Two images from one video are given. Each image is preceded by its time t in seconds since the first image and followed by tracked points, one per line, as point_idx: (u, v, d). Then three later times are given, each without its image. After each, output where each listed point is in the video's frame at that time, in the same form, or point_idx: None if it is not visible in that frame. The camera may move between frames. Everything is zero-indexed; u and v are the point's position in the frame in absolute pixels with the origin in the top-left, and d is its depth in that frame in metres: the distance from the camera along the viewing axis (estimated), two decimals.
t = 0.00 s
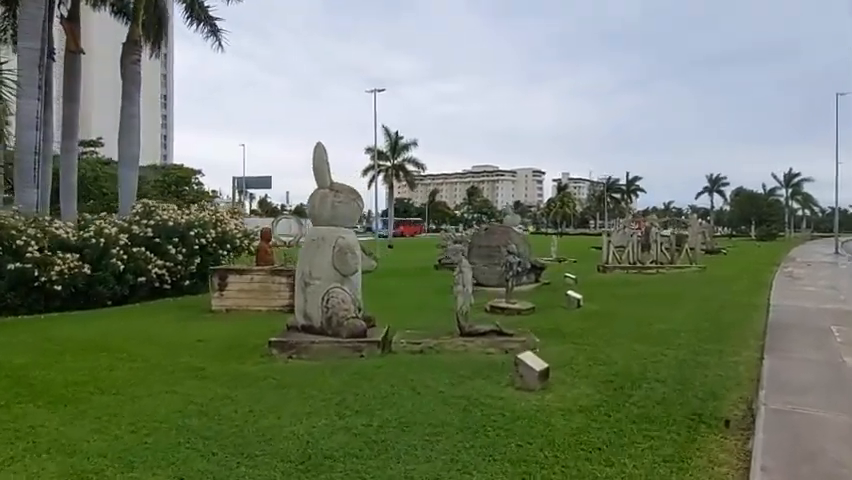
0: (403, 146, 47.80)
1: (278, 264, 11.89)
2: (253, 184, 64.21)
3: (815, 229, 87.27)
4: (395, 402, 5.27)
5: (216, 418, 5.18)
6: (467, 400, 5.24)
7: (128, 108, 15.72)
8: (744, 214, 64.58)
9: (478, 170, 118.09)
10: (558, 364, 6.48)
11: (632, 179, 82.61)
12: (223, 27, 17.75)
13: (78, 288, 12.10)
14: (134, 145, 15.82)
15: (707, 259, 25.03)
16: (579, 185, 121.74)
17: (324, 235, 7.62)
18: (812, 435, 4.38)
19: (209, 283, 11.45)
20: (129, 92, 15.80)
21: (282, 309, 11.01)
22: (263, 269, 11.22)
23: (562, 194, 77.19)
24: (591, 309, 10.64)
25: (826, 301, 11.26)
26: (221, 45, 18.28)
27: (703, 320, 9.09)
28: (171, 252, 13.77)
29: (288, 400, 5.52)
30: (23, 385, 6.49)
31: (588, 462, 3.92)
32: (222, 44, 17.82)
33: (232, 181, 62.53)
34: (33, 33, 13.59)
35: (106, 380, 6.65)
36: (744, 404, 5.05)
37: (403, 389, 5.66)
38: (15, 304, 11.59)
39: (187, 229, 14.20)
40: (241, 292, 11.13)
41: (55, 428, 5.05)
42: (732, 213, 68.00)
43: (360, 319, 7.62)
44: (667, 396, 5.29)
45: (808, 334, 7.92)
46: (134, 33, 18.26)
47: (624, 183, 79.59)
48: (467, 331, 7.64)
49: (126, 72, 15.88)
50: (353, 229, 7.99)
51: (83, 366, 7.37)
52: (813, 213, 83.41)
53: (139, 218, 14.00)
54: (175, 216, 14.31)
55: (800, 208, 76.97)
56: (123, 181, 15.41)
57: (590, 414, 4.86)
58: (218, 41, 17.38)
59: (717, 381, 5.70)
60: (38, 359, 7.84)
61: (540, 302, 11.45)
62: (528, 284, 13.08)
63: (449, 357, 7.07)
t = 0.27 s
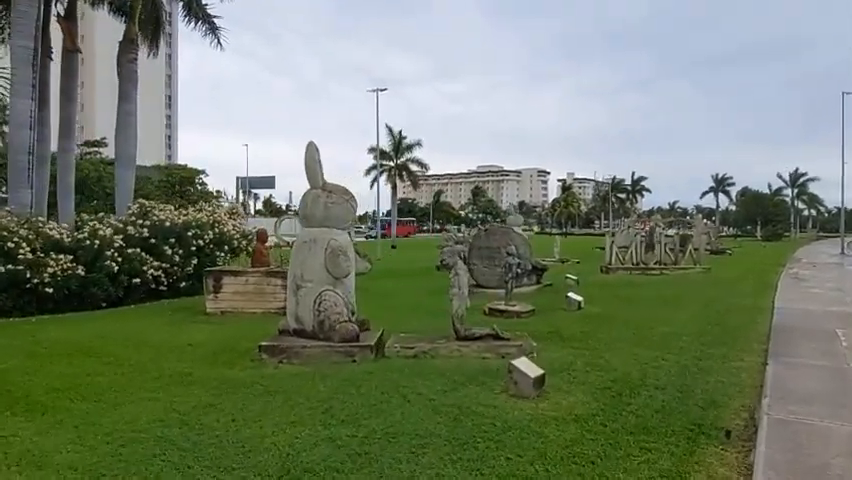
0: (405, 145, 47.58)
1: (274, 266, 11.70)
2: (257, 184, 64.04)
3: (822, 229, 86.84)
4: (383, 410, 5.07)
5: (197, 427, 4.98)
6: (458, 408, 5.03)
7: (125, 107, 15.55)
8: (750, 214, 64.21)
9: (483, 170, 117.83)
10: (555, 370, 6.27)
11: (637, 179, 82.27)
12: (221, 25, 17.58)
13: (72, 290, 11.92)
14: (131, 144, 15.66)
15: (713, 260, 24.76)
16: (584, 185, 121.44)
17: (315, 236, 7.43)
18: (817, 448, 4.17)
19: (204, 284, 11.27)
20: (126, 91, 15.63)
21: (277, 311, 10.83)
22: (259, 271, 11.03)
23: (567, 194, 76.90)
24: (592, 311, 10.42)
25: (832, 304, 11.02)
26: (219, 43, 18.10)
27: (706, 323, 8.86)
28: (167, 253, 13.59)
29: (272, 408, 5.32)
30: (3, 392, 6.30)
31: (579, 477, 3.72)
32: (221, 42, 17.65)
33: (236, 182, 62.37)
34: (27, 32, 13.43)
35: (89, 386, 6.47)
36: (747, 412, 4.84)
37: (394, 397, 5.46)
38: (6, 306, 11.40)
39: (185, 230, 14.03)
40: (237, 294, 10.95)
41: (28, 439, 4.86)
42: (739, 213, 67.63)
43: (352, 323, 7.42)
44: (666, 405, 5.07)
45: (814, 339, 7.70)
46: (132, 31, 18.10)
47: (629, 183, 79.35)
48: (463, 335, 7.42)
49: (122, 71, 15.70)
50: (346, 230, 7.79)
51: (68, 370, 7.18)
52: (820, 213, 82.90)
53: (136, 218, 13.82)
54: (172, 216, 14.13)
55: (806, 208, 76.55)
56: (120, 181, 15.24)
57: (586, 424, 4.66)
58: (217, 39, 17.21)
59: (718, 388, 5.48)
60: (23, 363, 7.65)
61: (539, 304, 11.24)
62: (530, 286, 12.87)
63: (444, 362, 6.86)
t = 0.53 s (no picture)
0: (405, 146, 47.41)
1: (268, 268, 11.53)
2: (257, 185, 63.87)
3: (824, 230, 86.62)
4: (372, 418, 4.89)
5: (180, 436, 4.81)
6: (450, 416, 4.86)
7: (119, 106, 15.38)
8: (752, 215, 64.01)
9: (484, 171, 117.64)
10: (552, 376, 6.09)
11: (639, 180, 82.05)
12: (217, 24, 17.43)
13: (64, 292, 11.74)
14: (125, 145, 15.49)
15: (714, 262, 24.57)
16: (585, 186, 121.24)
17: (307, 238, 7.26)
18: (823, 459, 3.99)
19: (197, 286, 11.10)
20: (120, 91, 15.47)
21: (271, 314, 10.66)
22: (252, 272, 10.85)
23: (568, 195, 76.71)
24: (591, 314, 10.24)
25: (835, 306, 10.85)
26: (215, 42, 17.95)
27: (707, 326, 8.69)
28: (161, 254, 13.42)
29: (258, 416, 5.15)
30: None
31: None
32: (217, 42, 17.50)
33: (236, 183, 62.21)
34: (19, 30, 13.26)
35: (73, 391, 6.30)
36: (750, 421, 4.67)
37: (384, 404, 5.28)
38: None
39: (179, 231, 13.86)
40: (230, 296, 10.78)
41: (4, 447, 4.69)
42: (741, 214, 67.42)
43: (344, 327, 7.25)
44: (665, 412, 4.90)
45: (817, 343, 7.52)
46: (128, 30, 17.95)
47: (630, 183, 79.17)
48: (458, 340, 7.25)
49: (117, 70, 15.54)
50: (339, 232, 7.62)
51: (53, 375, 7.01)
52: (822, 214, 82.62)
53: (129, 219, 13.65)
54: (166, 217, 13.96)
55: (808, 209, 76.31)
56: (115, 181, 15.08)
57: (582, 433, 4.48)
58: (213, 38, 17.05)
59: (719, 395, 5.31)
60: (7, 367, 7.47)
61: (538, 306, 11.06)
62: (528, 288, 12.70)
63: (438, 366, 6.69)
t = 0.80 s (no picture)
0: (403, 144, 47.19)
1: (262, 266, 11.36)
2: (255, 183, 63.62)
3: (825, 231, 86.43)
4: (361, 422, 4.73)
5: (162, 439, 4.65)
6: (442, 420, 4.70)
7: (113, 102, 15.21)
8: (752, 215, 63.81)
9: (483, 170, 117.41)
10: (548, 378, 5.93)
11: (639, 179, 81.85)
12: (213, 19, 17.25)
13: (55, 290, 11.57)
14: (119, 141, 15.32)
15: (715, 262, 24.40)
16: (584, 185, 121.01)
17: (298, 235, 7.10)
18: (830, 467, 3.83)
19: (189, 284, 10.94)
20: (114, 87, 15.29)
21: (264, 313, 10.49)
22: (245, 271, 10.69)
23: (568, 194, 76.50)
24: (589, 314, 10.07)
25: (838, 308, 10.67)
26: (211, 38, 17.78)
27: (707, 328, 8.52)
28: (154, 251, 13.25)
29: (245, 418, 4.98)
30: None
31: None
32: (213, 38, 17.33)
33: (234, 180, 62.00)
34: (12, 24, 13.08)
35: (56, 392, 6.14)
36: (752, 427, 4.51)
37: (374, 406, 5.12)
38: None
39: (173, 229, 13.70)
40: (223, 294, 10.62)
41: None
42: (741, 214, 67.22)
43: (337, 326, 7.09)
44: (664, 417, 4.74)
45: (820, 345, 7.36)
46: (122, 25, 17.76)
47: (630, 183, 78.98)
48: (452, 341, 7.08)
49: (111, 66, 15.37)
50: (331, 229, 7.46)
51: (37, 375, 6.84)
52: (822, 214, 82.41)
53: (122, 217, 13.48)
54: (159, 214, 13.79)
55: (808, 209, 76.09)
56: (108, 178, 14.91)
57: (578, 439, 4.32)
58: (209, 34, 16.88)
59: (721, 398, 5.15)
60: None
61: (535, 306, 10.89)
62: (526, 288, 12.53)
63: (431, 368, 6.53)
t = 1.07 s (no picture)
0: (402, 146, 47.07)
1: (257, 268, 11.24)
2: (254, 184, 63.47)
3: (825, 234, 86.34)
4: (355, 430, 4.59)
5: (149, 448, 4.51)
6: (438, 429, 4.57)
7: (108, 102, 15.08)
8: (753, 218, 63.72)
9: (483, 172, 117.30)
10: (547, 385, 5.80)
11: (639, 182, 81.75)
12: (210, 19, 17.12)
13: (48, 291, 11.43)
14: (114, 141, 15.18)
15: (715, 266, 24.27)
16: (584, 188, 120.91)
17: (293, 238, 6.97)
18: None
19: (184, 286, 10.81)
20: (110, 86, 15.15)
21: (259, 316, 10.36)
22: (241, 273, 10.56)
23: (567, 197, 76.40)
24: (589, 318, 9.94)
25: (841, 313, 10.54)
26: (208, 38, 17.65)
27: (709, 333, 8.39)
28: (148, 253, 13.11)
29: (235, 426, 4.84)
30: None
31: None
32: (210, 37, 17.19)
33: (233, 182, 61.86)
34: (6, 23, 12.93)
35: (43, 396, 6.00)
36: (758, 437, 4.38)
37: (368, 414, 4.98)
38: None
39: (168, 230, 13.56)
40: (218, 296, 10.49)
41: None
42: (741, 217, 67.12)
43: (331, 331, 6.95)
44: (666, 426, 4.60)
45: (824, 351, 7.22)
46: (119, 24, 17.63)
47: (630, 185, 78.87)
48: (450, 346, 6.95)
49: (106, 65, 15.23)
50: (327, 232, 7.32)
51: (25, 379, 6.70)
52: (823, 217, 82.30)
53: (117, 218, 13.35)
54: (155, 216, 13.65)
55: (809, 213, 75.99)
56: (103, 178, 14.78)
57: (577, 449, 4.18)
58: (206, 34, 16.74)
59: (724, 407, 5.01)
60: None
61: (534, 310, 10.76)
62: (525, 291, 12.42)
63: (428, 373, 6.40)
